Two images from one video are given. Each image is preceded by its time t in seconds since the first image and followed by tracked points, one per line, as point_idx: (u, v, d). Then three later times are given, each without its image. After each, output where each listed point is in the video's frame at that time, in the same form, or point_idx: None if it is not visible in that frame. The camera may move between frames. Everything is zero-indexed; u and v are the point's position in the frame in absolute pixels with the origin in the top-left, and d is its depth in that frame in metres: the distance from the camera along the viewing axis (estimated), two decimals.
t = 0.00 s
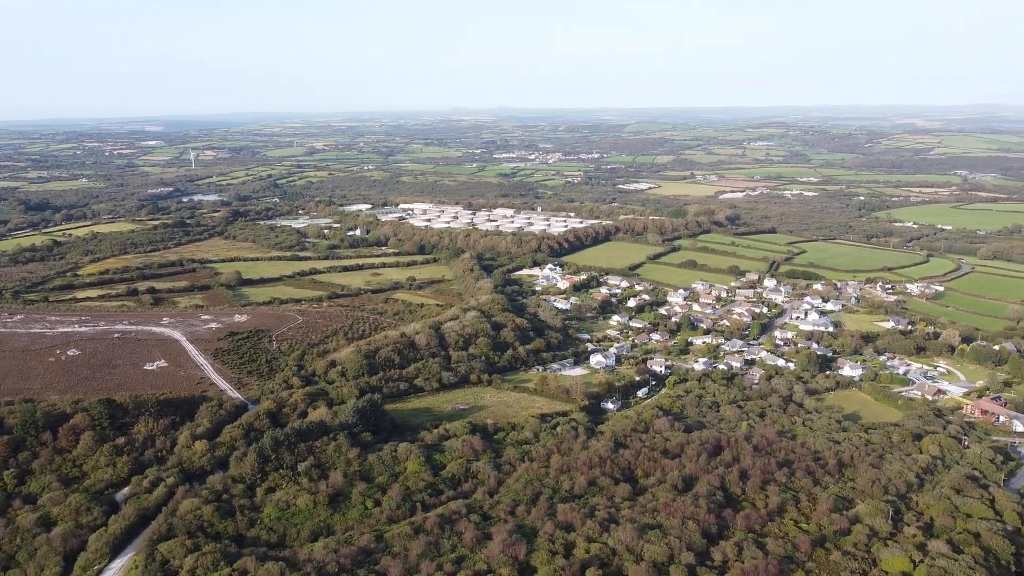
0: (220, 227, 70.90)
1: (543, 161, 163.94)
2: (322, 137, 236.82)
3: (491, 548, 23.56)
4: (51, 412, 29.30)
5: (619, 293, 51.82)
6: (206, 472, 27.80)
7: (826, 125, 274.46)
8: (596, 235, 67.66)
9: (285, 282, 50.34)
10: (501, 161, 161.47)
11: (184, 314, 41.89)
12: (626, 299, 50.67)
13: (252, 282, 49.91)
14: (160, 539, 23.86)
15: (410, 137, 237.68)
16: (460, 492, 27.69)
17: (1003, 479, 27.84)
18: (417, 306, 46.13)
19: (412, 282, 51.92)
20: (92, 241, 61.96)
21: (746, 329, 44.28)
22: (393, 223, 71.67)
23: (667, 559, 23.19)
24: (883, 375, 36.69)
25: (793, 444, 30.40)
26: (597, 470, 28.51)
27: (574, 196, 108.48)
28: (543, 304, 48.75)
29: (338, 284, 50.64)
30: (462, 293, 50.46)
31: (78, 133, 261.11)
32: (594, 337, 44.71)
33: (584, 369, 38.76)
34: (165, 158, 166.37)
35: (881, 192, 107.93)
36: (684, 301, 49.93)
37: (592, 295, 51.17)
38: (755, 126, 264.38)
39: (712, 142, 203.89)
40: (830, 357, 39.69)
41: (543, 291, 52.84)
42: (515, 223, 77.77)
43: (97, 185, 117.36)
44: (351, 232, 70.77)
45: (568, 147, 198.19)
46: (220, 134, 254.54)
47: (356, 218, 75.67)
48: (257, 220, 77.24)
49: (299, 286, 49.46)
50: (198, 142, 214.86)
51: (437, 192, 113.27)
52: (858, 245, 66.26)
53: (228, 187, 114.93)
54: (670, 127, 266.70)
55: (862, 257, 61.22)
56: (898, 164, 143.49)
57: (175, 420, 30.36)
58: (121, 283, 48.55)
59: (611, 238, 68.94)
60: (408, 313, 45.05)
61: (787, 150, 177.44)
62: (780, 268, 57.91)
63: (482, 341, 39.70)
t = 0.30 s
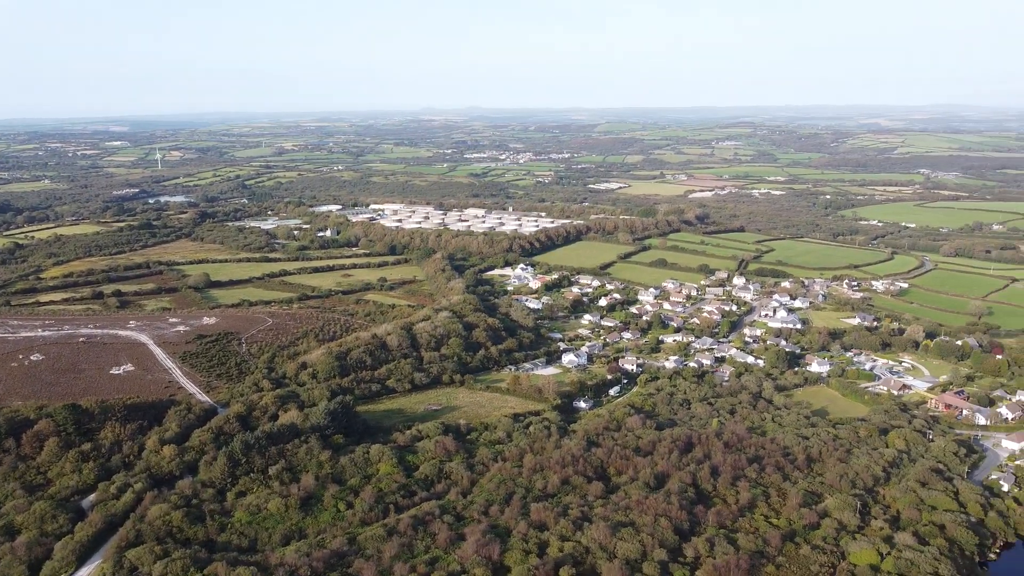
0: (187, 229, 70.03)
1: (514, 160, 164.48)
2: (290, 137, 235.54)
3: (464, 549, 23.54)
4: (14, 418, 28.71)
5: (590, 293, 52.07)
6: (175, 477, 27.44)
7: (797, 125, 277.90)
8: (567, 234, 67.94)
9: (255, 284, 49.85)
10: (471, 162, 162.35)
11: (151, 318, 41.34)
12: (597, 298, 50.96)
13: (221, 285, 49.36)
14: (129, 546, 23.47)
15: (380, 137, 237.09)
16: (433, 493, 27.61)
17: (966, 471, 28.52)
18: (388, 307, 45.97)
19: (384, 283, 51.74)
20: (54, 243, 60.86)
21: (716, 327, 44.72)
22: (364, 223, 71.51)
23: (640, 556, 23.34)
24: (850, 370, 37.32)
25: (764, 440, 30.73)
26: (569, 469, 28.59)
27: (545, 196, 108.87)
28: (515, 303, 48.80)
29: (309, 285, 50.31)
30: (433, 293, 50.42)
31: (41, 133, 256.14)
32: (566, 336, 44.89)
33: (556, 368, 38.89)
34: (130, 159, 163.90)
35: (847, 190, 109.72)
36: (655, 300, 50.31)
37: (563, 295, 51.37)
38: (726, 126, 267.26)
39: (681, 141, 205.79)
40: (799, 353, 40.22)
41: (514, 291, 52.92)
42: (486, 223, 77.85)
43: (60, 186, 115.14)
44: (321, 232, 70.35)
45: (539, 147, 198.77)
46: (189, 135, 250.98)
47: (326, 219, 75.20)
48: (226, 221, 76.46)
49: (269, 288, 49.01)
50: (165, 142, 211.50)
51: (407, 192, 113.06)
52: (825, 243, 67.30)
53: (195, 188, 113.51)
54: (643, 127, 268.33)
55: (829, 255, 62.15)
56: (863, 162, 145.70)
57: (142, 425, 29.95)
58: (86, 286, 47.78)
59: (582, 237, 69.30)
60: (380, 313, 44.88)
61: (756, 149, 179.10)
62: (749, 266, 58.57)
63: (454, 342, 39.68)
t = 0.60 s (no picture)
0: (153, 231, 69.05)
1: (483, 160, 165.15)
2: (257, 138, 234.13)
3: (437, 550, 23.48)
4: None
5: (561, 292, 52.29)
6: (143, 483, 27.03)
7: (769, 124, 281.20)
8: (538, 234, 68.20)
9: (222, 287, 49.33)
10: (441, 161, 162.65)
11: (117, 321, 40.69)
12: (568, 298, 51.20)
13: (188, 287, 48.75)
14: (95, 553, 23.04)
15: (348, 137, 236.32)
16: (406, 495, 27.51)
17: (931, 464, 29.09)
18: (359, 308, 45.76)
19: (354, 284, 51.51)
20: (15, 246, 59.60)
21: (686, 325, 45.12)
22: (334, 224, 71.19)
23: (613, 554, 23.46)
24: (818, 367, 37.89)
25: (734, 437, 31.03)
26: (542, 468, 28.64)
27: (516, 195, 109.19)
28: (486, 304, 48.80)
29: (278, 287, 49.90)
30: (405, 294, 50.32)
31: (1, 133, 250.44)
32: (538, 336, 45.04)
33: (528, 367, 39.00)
34: (93, 159, 161.17)
35: (813, 189, 111.52)
36: (626, 298, 50.66)
37: (535, 294, 51.53)
38: (699, 125, 269.99)
39: (647, 141, 208.83)
40: (767, 350, 40.73)
41: (486, 291, 53.00)
42: (457, 223, 77.85)
43: (22, 188, 112.60)
44: (291, 233, 69.82)
45: (510, 147, 199.38)
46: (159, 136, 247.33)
47: (296, 220, 74.68)
48: (193, 223, 75.58)
49: (238, 290, 48.52)
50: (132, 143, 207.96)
51: (377, 193, 112.74)
52: (792, 241, 68.28)
53: (162, 189, 111.98)
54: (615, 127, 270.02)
55: (797, 252, 63.05)
56: (829, 161, 148.18)
57: (109, 430, 29.46)
58: (49, 289, 46.86)
59: (553, 237, 69.64)
60: (351, 315, 44.64)
61: (721, 149, 181.61)
62: (718, 265, 59.22)
63: (426, 342, 39.63)
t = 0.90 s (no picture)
0: (118, 233, 67.92)
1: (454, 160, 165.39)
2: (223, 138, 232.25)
3: (411, 552, 23.40)
4: None
5: (533, 292, 52.44)
6: (110, 489, 26.57)
7: (740, 124, 284.37)
8: (509, 234, 68.36)
9: (190, 289, 48.75)
10: (412, 162, 162.67)
11: (82, 325, 39.99)
12: (540, 297, 51.36)
13: (154, 290, 48.07)
14: (61, 561, 22.57)
15: (317, 137, 235.43)
16: (379, 497, 27.37)
17: (897, 458, 29.61)
18: (330, 309, 45.52)
19: (325, 286, 51.22)
20: None
21: (657, 324, 45.51)
22: (303, 225, 70.74)
23: (586, 552, 23.55)
24: (786, 363, 38.40)
25: (705, 434, 31.32)
26: (515, 468, 28.67)
27: (487, 195, 109.31)
28: (459, 304, 48.79)
29: (247, 289, 49.43)
30: (376, 295, 50.16)
31: None
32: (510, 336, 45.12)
33: (501, 367, 39.07)
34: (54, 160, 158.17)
35: (780, 187, 113.11)
36: (597, 298, 50.94)
37: (507, 294, 51.62)
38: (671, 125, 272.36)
39: (617, 140, 210.25)
40: (737, 348, 41.20)
41: (458, 291, 53.00)
42: (428, 224, 77.75)
43: None
44: (260, 234, 69.16)
45: (481, 147, 199.74)
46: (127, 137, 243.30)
47: (265, 221, 74.04)
48: (160, 224, 74.54)
49: (206, 292, 47.97)
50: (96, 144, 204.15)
51: (347, 193, 112.16)
52: (760, 239, 69.16)
53: (127, 191, 110.23)
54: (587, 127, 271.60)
55: (765, 251, 63.86)
56: (797, 160, 150.39)
57: (74, 436, 28.94)
58: (11, 293, 45.88)
59: (524, 237, 69.87)
60: (322, 316, 44.39)
61: (690, 149, 183.40)
62: (688, 264, 59.80)
63: (398, 343, 39.53)
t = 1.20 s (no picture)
0: (82, 235, 66.74)
1: (425, 160, 165.22)
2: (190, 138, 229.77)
3: (384, 553, 23.29)
4: None
5: (505, 292, 52.51)
6: (76, 496, 26.08)
7: (713, 124, 287.31)
8: (480, 234, 68.41)
9: (156, 292, 48.09)
10: (383, 162, 162.28)
11: (45, 330, 39.22)
12: (512, 297, 51.45)
13: (120, 292, 47.34)
14: (25, 571, 22.10)
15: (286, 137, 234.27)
16: (352, 499, 27.21)
17: (864, 452, 30.10)
18: (300, 311, 45.22)
19: (295, 288, 50.87)
20: None
21: (629, 323, 45.84)
22: (273, 226, 70.14)
23: (560, 551, 23.62)
24: (756, 360, 38.88)
25: (676, 431, 31.57)
26: (488, 468, 28.66)
27: (458, 195, 109.35)
28: (431, 304, 48.77)
29: (216, 291, 48.90)
30: (347, 296, 49.94)
31: None
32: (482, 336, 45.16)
33: (473, 368, 39.10)
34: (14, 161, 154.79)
35: (749, 187, 114.52)
36: (569, 297, 51.14)
37: (479, 294, 51.63)
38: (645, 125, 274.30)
39: (587, 140, 211.19)
40: (707, 345, 41.62)
41: (430, 292, 52.91)
42: (399, 224, 77.48)
43: None
44: (228, 236, 68.39)
45: (452, 147, 199.81)
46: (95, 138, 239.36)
47: (233, 222, 73.24)
48: (125, 226, 73.41)
49: (173, 295, 47.37)
50: (61, 144, 200.28)
51: (317, 194, 111.42)
52: (729, 238, 69.96)
53: (92, 192, 108.28)
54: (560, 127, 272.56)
55: (735, 249, 64.58)
56: (765, 159, 152.41)
57: (38, 442, 28.38)
58: None
59: (495, 237, 69.98)
60: (293, 318, 44.06)
61: (660, 148, 184.96)
62: (659, 263, 60.29)
63: (369, 344, 39.37)
